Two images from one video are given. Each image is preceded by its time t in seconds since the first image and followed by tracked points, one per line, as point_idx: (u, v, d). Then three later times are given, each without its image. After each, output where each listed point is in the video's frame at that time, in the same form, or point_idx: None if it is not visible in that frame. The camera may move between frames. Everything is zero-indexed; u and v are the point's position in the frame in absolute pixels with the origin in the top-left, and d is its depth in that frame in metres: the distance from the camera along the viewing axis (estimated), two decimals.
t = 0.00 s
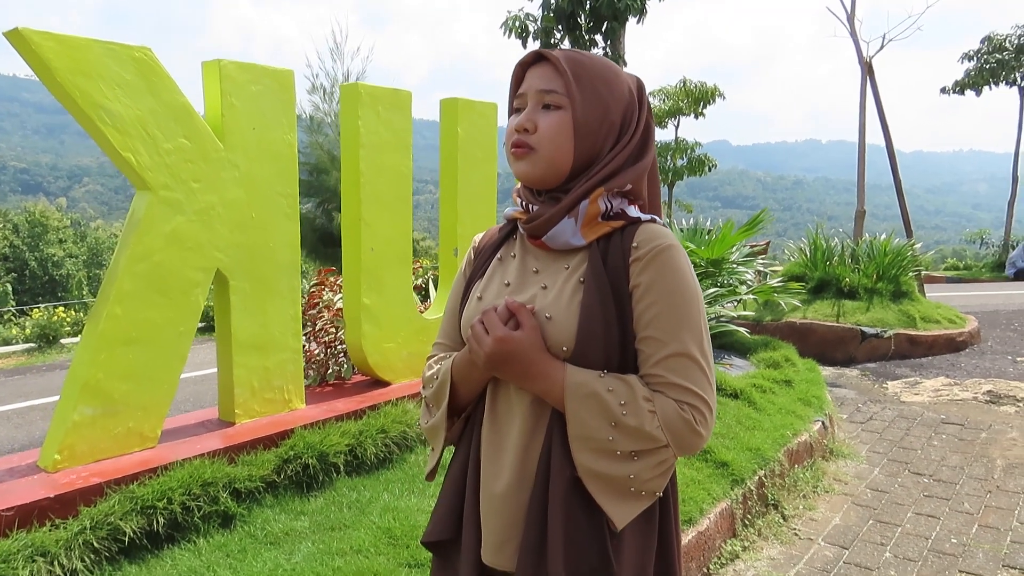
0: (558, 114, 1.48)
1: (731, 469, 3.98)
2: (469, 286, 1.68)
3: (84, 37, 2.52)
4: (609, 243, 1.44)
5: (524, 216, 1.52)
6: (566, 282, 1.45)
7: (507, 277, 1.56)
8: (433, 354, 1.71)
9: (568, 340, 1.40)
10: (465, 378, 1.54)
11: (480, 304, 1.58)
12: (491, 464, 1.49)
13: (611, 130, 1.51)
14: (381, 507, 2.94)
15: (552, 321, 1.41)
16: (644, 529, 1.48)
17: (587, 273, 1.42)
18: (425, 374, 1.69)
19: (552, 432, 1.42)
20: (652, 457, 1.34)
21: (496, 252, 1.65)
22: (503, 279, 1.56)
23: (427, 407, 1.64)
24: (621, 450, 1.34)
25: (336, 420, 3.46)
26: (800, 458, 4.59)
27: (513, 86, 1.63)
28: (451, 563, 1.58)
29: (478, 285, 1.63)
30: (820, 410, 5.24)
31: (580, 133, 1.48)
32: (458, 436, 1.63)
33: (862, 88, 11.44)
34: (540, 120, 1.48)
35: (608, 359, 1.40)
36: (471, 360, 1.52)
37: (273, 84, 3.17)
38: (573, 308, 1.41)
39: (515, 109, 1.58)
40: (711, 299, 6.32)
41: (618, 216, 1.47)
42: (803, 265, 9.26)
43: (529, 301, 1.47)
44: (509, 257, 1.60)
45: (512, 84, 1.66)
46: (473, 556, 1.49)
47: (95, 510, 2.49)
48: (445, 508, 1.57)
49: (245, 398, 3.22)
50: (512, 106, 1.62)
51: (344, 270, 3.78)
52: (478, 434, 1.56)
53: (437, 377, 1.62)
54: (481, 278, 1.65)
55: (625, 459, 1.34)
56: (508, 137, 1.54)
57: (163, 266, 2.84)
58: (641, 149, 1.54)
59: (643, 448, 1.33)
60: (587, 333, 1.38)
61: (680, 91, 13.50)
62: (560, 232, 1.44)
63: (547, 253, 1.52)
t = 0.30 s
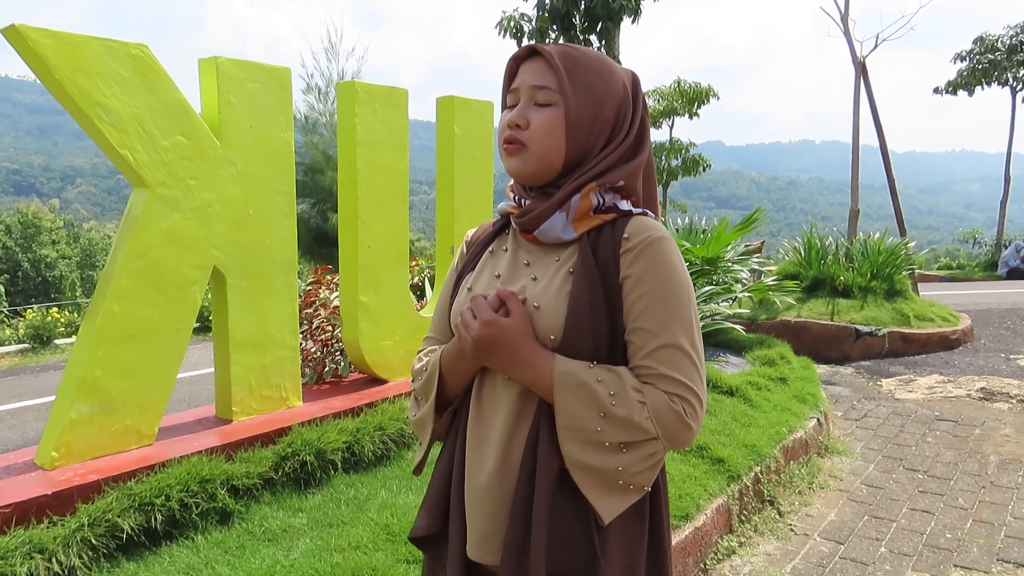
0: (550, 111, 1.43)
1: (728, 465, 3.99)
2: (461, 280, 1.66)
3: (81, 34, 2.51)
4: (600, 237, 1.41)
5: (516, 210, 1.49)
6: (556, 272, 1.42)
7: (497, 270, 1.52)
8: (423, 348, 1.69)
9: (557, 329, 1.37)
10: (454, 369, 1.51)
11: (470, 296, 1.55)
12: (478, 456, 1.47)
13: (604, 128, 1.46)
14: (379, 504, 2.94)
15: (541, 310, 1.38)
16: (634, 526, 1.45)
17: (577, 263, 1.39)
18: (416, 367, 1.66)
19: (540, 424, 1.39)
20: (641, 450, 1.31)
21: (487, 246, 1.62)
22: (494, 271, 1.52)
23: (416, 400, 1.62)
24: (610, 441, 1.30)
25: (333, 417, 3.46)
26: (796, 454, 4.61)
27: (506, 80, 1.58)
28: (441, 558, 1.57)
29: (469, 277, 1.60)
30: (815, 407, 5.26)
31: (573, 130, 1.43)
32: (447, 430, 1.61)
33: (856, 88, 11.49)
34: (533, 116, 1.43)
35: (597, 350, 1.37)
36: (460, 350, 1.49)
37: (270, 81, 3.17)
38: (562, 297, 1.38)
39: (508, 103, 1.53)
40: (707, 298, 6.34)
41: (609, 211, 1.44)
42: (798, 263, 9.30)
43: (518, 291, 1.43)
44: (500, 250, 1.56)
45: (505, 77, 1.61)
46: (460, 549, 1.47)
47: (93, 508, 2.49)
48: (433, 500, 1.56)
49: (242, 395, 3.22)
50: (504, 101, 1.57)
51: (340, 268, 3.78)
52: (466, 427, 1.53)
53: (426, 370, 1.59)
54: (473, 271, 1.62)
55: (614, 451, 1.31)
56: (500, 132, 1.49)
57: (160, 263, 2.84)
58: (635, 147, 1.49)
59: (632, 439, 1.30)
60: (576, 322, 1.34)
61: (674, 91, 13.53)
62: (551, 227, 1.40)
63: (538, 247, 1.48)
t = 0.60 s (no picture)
0: (544, 106, 1.43)
1: (725, 462, 4.03)
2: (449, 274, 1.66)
3: (87, 33, 2.54)
4: (585, 227, 1.40)
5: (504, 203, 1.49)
6: (541, 263, 1.41)
7: (485, 263, 1.52)
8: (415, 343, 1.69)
9: (540, 318, 1.36)
10: (439, 361, 1.51)
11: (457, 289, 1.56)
12: (462, 449, 1.47)
13: (596, 125, 1.47)
14: (381, 500, 2.96)
15: (524, 299, 1.38)
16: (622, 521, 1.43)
17: (562, 253, 1.38)
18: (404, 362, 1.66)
19: (524, 416, 1.38)
20: (626, 441, 1.29)
21: (477, 240, 1.62)
22: (482, 264, 1.52)
23: (405, 395, 1.62)
24: (594, 433, 1.29)
25: (335, 414, 3.48)
26: (793, 452, 4.65)
27: (501, 72, 1.58)
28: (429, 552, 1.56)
29: (458, 271, 1.60)
30: (811, 406, 5.30)
31: (565, 127, 1.44)
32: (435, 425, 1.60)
33: (852, 90, 11.56)
34: (527, 110, 1.43)
35: (581, 341, 1.36)
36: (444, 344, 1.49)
37: (272, 81, 3.20)
38: (546, 287, 1.37)
39: (502, 96, 1.53)
40: (704, 297, 6.38)
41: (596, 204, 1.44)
42: (794, 264, 9.35)
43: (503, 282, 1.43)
44: (489, 244, 1.57)
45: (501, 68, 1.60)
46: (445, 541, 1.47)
47: (98, 502, 2.51)
48: (423, 494, 1.57)
49: (245, 392, 3.25)
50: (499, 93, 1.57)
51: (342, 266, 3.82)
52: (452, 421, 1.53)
53: (413, 364, 1.60)
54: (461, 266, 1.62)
55: (599, 442, 1.29)
56: (493, 124, 1.49)
57: (163, 261, 2.87)
58: (627, 144, 1.49)
59: (616, 431, 1.28)
60: (558, 312, 1.33)
61: (671, 94, 13.58)
62: (537, 218, 1.40)
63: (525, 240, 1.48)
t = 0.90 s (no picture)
0: (540, 104, 1.33)
1: (725, 460, 4.07)
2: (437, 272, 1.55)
3: (100, 36, 2.58)
4: (576, 220, 1.29)
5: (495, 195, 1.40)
6: (531, 256, 1.31)
7: (474, 257, 1.41)
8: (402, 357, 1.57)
9: (530, 310, 1.25)
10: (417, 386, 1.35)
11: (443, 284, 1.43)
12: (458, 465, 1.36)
13: (592, 123, 1.37)
14: (386, 496, 3.00)
15: (515, 292, 1.27)
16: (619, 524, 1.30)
17: (551, 247, 1.27)
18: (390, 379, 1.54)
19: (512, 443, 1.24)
20: (624, 451, 1.16)
21: (467, 235, 1.52)
22: (471, 258, 1.41)
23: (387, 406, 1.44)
24: (591, 453, 1.15)
25: (340, 412, 3.52)
26: (792, 451, 4.70)
27: (496, 65, 1.48)
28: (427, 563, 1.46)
29: (448, 266, 1.47)
30: (810, 405, 5.35)
31: (561, 125, 1.34)
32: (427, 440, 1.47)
33: (848, 93, 11.65)
34: (522, 108, 1.33)
35: (570, 342, 1.24)
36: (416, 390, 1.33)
37: (279, 83, 3.25)
38: (536, 281, 1.27)
39: (496, 91, 1.43)
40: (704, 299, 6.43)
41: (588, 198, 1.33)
42: (792, 266, 9.41)
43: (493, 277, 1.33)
44: (480, 238, 1.46)
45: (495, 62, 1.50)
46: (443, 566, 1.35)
47: (109, 498, 2.55)
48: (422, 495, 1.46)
49: (251, 390, 3.29)
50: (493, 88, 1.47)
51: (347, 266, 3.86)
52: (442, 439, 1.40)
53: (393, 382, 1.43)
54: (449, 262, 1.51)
55: (595, 461, 1.16)
56: (486, 119, 1.39)
57: (173, 260, 2.91)
58: (621, 142, 1.40)
59: (611, 445, 1.15)
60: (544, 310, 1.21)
61: (668, 97, 13.65)
62: (527, 210, 1.31)
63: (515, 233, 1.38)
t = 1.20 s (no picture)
0: (537, 98, 1.29)
1: (731, 458, 4.12)
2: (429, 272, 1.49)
3: (120, 41, 2.64)
4: (576, 219, 1.23)
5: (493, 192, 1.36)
6: (529, 254, 1.26)
7: (469, 255, 1.36)
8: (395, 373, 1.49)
9: (527, 310, 1.20)
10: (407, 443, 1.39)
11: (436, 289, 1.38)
12: (457, 465, 1.33)
13: (589, 118, 1.32)
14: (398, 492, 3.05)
15: (513, 293, 1.22)
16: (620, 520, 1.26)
17: (548, 245, 1.22)
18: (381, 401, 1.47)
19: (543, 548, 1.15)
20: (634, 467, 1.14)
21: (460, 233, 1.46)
22: (465, 257, 1.36)
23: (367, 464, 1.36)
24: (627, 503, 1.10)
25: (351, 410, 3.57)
26: (796, 450, 4.74)
27: (490, 61, 1.44)
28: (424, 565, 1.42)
29: (441, 268, 1.40)
30: (814, 405, 5.39)
31: (559, 119, 1.30)
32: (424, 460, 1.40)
33: (851, 95, 11.70)
34: (519, 102, 1.29)
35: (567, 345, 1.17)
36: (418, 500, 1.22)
37: (292, 85, 3.30)
38: (533, 281, 1.21)
39: (491, 86, 1.38)
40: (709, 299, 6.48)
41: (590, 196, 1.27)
42: (796, 267, 9.45)
43: (488, 277, 1.27)
44: (474, 237, 1.41)
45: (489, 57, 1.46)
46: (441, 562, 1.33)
47: (129, 492, 2.61)
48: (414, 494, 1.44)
49: (265, 387, 3.35)
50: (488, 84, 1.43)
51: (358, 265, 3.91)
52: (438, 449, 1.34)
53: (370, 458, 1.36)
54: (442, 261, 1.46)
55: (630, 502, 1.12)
56: (482, 115, 1.35)
57: (190, 259, 2.96)
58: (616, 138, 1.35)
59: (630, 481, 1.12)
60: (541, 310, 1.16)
61: (671, 99, 13.71)
62: (526, 207, 1.26)
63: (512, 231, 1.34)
